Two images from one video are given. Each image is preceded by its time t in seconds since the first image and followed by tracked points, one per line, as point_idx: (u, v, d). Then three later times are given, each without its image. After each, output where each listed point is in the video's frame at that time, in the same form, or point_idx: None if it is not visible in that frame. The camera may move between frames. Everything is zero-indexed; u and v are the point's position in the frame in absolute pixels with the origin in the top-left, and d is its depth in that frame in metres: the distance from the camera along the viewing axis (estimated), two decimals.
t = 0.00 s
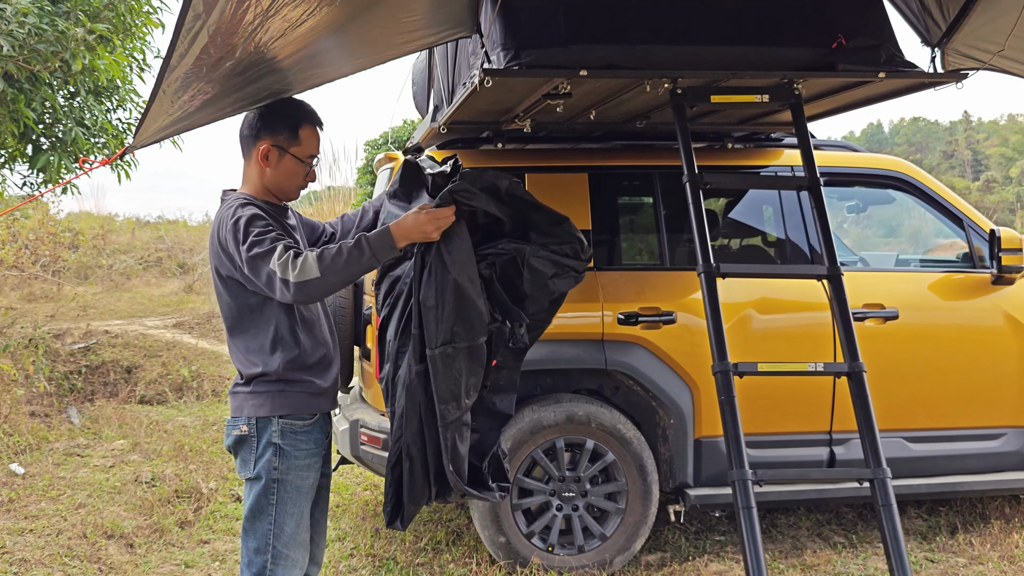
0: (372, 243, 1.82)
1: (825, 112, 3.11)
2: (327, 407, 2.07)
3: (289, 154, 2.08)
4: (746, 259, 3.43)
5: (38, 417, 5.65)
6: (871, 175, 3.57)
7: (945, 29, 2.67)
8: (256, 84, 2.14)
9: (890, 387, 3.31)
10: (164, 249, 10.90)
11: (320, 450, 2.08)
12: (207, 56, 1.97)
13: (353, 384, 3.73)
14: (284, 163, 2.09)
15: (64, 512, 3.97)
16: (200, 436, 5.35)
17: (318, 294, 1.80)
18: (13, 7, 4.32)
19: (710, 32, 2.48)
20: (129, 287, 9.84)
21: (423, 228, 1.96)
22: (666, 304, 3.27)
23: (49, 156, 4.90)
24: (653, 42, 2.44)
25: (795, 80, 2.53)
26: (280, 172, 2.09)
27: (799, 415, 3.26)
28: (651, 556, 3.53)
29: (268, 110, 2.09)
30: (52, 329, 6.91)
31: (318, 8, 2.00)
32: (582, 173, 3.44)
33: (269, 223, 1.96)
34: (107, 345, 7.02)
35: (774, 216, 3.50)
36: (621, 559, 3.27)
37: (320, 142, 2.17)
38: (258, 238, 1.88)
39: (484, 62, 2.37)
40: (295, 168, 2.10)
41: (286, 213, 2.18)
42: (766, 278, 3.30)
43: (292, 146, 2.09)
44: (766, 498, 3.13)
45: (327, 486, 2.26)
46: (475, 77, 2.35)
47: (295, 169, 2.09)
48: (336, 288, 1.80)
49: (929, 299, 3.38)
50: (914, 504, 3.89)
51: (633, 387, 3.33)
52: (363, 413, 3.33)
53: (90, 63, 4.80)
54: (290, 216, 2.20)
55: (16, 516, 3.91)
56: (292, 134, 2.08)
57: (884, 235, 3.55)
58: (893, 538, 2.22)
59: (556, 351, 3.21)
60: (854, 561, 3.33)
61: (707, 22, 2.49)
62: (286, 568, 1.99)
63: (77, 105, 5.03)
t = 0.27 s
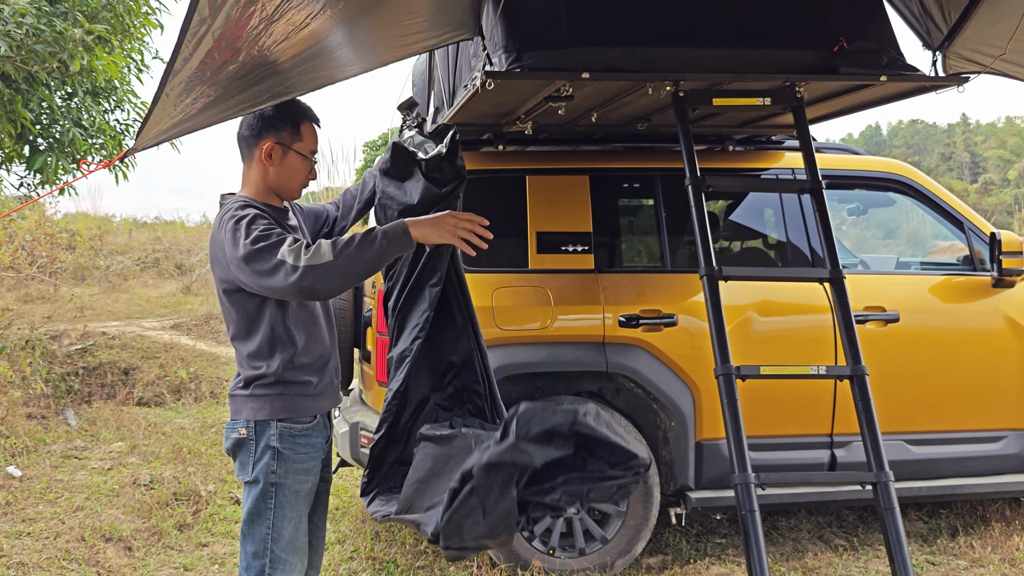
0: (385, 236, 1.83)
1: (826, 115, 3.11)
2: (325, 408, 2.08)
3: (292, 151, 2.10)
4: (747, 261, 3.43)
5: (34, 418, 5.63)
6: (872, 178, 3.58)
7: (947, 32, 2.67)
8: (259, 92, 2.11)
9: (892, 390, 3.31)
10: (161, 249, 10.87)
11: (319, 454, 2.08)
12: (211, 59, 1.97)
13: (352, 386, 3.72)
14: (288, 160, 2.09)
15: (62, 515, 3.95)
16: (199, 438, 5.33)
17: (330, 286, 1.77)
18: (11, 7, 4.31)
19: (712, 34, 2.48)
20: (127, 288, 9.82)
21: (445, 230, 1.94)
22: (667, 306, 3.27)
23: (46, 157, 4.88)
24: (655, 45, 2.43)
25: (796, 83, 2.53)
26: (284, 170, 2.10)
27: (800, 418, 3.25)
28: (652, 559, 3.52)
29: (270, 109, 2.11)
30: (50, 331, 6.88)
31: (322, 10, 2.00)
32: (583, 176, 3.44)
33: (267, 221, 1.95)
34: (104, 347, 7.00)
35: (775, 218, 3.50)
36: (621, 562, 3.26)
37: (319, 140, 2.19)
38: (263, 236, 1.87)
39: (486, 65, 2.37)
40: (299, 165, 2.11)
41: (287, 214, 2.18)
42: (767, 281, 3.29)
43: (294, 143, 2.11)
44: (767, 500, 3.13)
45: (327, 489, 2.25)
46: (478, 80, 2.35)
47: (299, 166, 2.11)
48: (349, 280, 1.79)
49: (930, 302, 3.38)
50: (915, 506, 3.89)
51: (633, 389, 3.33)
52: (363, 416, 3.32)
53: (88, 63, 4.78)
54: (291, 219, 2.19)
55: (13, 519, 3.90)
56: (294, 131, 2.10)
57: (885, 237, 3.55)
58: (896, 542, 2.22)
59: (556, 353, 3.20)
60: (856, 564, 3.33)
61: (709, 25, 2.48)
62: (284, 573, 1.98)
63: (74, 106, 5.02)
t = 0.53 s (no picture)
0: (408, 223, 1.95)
1: (822, 118, 3.11)
2: (325, 409, 2.07)
3: (282, 145, 2.08)
4: (743, 264, 3.43)
5: (27, 421, 5.60)
6: (868, 181, 3.59)
7: (943, 36, 2.69)
8: (255, 92, 2.09)
9: (887, 393, 3.31)
10: (154, 251, 10.82)
11: (318, 456, 2.07)
12: (209, 62, 1.94)
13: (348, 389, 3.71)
14: (279, 155, 2.08)
15: (54, 518, 3.93)
16: (193, 440, 5.31)
17: (361, 276, 1.88)
18: (4, 8, 4.29)
19: (708, 37, 2.48)
20: (120, 290, 9.77)
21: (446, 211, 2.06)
22: (663, 309, 3.27)
23: (39, 158, 4.86)
24: (652, 48, 2.43)
25: (793, 86, 2.53)
26: (276, 166, 2.08)
27: (797, 421, 3.26)
28: (648, 561, 3.52)
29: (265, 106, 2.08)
30: (42, 332, 6.85)
31: (320, 11, 2.01)
32: (579, 178, 3.43)
33: (276, 220, 1.97)
34: (98, 348, 6.97)
35: (772, 222, 3.50)
36: (617, 565, 3.26)
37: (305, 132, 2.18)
38: (285, 232, 1.90)
39: (483, 67, 2.36)
40: (291, 158, 2.09)
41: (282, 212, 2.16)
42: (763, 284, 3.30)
43: (283, 137, 2.09)
44: (763, 503, 3.13)
45: (324, 492, 2.24)
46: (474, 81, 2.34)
47: (291, 159, 2.09)
48: (378, 269, 1.90)
49: (925, 305, 3.39)
50: (910, 508, 3.90)
51: (630, 392, 3.33)
52: (358, 418, 3.31)
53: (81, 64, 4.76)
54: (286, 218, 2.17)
55: (5, 522, 3.87)
56: (280, 125, 2.09)
57: (879, 241, 3.56)
58: (892, 544, 2.22)
59: (553, 356, 3.20)
60: (851, 566, 3.33)
61: (705, 28, 2.49)
62: None
63: (67, 107, 5.00)
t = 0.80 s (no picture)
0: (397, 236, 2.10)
1: (817, 125, 3.12)
2: (321, 415, 2.05)
3: (275, 146, 2.01)
4: (738, 270, 3.43)
5: (17, 426, 5.55)
6: (862, 188, 3.59)
7: (939, 43, 2.72)
8: (248, 99, 2.03)
9: (882, 399, 3.31)
10: (148, 255, 10.76)
11: (314, 461, 2.05)
12: (202, 66, 1.98)
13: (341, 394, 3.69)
14: (273, 157, 2.01)
15: (44, 525, 3.89)
16: (185, 446, 5.27)
17: (359, 282, 1.96)
18: None
19: (704, 44, 2.48)
20: (113, 294, 9.72)
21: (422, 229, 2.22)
22: (658, 315, 3.26)
23: (32, 162, 4.83)
24: (648, 54, 2.43)
25: (789, 93, 2.54)
26: (271, 168, 2.01)
27: (792, 427, 3.25)
28: (643, 568, 3.51)
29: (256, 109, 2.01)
30: (34, 337, 6.81)
31: (314, 15, 2.04)
32: (575, 183, 3.43)
33: (277, 225, 1.98)
34: (90, 353, 6.92)
35: (767, 228, 3.50)
36: (612, 572, 3.24)
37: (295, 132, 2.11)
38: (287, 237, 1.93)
39: (479, 73, 2.36)
40: (286, 159, 2.03)
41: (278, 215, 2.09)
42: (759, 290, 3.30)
43: (276, 139, 2.02)
44: (759, 509, 3.12)
45: (320, 498, 2.22)
46: (470, 87, 2.33)
47: (286, 159, 2.02)
48: (373, 278, 2.01)
49: (920, 311, 3.39)
50: (905, 515, 3.90)
51: (625, 398, 3.32)
52: (352, 424, 3.29)
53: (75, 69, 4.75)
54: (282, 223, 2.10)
55: None
56: (272, 126, 2.02)
57: (875, 248, 3.56)
58: (889, 551, 2.22)
59: (548, 362, 3.19)
60: (846, 573, 3.33)
61: (701, 34, 2.49)
62: None
63: (61, 111, 4.98)
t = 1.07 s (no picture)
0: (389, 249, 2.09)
1: (816, 128, 3.11)
2: (315, 419, 2.03)
3: (269, 148, 2.04)
4: (737, 274, 3.41)
5: (12, 431, 5.52)
6: (861, 192, 3.58)
7: (938, 47, 2.70)
8: (242, 102, 2.04)
9: (882, 404, 3.30)
10: (145, 259, 10.73)
11: (308, 466, 2.03)
12: (193, 63, 1.96)
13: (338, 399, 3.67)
14: (267, 159, 2.04)
15: (37, 530, 3.86)
16: (180, 450, 5.24)
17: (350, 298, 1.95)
18: None
19: (703, 46, 2.47)
20: (110, 298, 9.68)
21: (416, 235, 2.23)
22: (657, 319, 3.24)
23: (28, 165, 4.81)
24: (647, 56, 2.42)
25: (789, 96, 2.52)
26: (264, 170, 2.04)
27: (792, 432, 3.23)
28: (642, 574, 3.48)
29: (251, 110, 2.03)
30: (29, 341, 6.78)
31: (308, 14, 2.02)
32: (573, 187, 3.41)
33: (268, 230, 1.95)
34: (86, 357, 6.89)
35: (766, 232, 3.49)
36: None
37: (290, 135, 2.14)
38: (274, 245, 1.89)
39: (476, 75, 2.34)
40: (279, 161, 2.06)
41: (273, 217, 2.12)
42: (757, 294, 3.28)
43: (270, 141, 2.05)
44: (758, 516, 3.10)
45: (314, 504, 2.19)
46: (467, 89, 2.31)
47: (280, 160, 2.05)
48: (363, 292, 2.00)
49: (920, 316, 3.38)
50: (905, 521, 3.88)
51: (623, 403, 3.29)
52: (348, 429, 3.26)
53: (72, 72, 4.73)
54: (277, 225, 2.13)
55: None
56: (265, 129, 2.05)
57: (874, 252, 3.55)
58: (891, 558, 2.20)
59: (546, 366, 3.17)
60: None
61: (700, 37, 2.48)
62: None
63: (58, 115, 4.97)
